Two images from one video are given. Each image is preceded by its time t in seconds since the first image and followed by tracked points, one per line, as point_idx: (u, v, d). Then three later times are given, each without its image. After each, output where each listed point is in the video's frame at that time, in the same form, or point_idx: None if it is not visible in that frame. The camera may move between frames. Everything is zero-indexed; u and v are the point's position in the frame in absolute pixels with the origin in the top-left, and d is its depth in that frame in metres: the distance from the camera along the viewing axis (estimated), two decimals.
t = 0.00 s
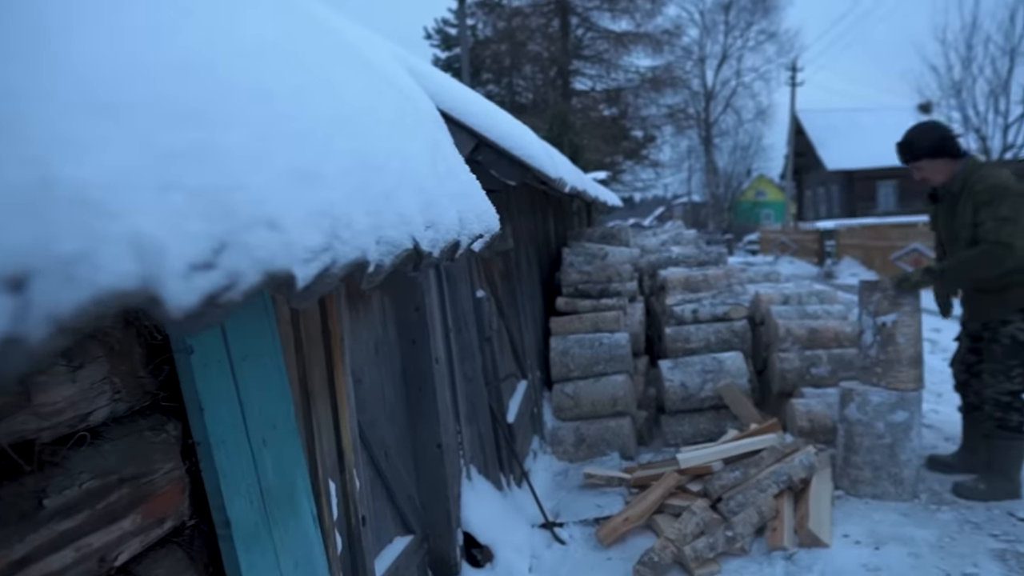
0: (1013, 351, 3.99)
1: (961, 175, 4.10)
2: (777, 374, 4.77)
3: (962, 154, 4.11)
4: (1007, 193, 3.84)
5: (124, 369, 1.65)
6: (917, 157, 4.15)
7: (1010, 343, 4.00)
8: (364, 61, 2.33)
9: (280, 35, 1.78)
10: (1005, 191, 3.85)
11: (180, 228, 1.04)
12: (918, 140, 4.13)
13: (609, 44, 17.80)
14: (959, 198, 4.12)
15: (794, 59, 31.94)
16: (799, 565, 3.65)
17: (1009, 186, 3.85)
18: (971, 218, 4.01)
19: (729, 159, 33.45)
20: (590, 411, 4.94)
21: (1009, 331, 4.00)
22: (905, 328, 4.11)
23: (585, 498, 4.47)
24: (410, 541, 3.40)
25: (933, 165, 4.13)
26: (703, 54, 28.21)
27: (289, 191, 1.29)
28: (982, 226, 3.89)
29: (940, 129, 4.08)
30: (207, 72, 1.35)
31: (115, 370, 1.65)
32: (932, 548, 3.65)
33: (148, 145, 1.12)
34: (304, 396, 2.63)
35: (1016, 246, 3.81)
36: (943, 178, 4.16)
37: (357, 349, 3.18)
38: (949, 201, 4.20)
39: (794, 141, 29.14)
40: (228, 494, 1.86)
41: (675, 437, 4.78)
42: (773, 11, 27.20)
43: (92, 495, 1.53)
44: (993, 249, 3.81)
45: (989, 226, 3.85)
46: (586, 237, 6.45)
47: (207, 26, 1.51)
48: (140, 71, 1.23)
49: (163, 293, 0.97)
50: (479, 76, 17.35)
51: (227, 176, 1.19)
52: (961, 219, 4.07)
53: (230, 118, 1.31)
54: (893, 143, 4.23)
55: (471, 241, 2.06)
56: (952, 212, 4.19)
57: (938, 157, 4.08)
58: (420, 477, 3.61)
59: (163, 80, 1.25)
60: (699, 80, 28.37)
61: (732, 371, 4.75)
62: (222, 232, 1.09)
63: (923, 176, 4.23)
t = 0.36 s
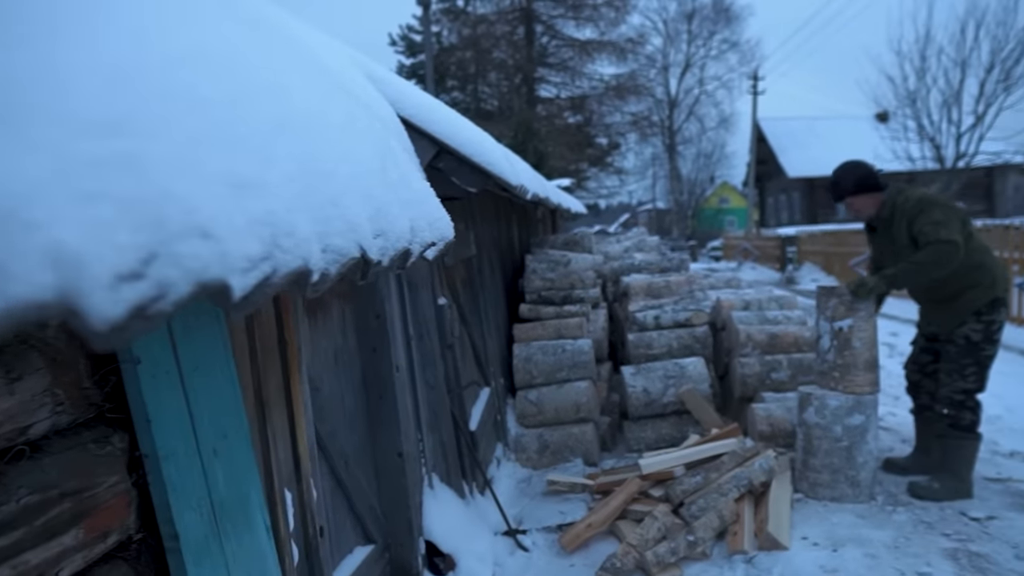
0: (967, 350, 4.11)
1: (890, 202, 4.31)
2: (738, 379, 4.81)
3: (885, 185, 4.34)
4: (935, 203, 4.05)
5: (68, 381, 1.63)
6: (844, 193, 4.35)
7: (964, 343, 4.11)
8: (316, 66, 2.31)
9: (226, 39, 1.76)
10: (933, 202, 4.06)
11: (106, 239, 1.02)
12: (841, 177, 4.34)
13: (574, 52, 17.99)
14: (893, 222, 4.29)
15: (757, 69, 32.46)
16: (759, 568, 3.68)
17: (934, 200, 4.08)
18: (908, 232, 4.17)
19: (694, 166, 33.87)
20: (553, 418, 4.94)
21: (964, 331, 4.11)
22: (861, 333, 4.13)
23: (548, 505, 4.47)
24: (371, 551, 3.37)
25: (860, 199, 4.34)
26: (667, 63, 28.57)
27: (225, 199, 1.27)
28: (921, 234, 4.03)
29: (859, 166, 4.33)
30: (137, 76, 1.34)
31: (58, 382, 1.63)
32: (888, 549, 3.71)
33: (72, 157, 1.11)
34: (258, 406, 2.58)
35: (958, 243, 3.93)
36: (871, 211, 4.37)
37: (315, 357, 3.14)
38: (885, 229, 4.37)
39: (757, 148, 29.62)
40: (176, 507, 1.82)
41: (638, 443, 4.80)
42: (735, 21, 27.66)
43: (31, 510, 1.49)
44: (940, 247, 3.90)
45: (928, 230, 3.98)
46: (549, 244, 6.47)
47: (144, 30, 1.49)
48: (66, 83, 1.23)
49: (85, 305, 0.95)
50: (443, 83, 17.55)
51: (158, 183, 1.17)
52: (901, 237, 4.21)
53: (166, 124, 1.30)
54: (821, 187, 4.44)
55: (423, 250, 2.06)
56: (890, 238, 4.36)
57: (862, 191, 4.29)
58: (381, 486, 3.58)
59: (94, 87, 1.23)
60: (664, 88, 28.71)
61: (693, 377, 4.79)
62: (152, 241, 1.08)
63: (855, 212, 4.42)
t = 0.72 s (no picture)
0: (937, 340, 4.15)
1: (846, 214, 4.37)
2: (711, 373, 4.84)
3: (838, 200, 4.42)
4: (888, 202, 4.18)
5: (22, 381, 1.63)
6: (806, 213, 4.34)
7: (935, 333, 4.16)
8: (276, 58, 2.28)
9: (179, 32, 1.74)
10: (885, 203, 4.19)
11: (40, 236, 1.01)
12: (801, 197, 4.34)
13: (549, 49, 17.90)
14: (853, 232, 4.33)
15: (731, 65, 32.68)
16: (730, 559, 3.71)
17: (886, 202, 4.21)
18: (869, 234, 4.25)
19: (669, 162, 34.04)
20: (527, 413, 4.95)
21: (934, 322, 4.15)
22: (830, 326, 4.17)
23: (522, 501, 4.48)
24: (343, 550, 3.35)
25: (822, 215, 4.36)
26: (642, 59, 28.67)
27: (172, 194, 1.26)
28: (880, 230, 4.12)
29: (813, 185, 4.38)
30: (87, 72, 1.33)
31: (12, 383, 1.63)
32: (856, 538, 3.76)
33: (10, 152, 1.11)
34: (224, 404, 2.55)
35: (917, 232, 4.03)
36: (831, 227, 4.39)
37: (285, 355, 3.12)
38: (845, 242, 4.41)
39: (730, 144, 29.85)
40: (137, 508, 1.79)
41: (612, 437, 4.83)
42: (708, 18, 27.81)
43: None
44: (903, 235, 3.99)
45: (887, 224, 4.08)
46: (522, 241, 6.48)
47: (91, 26, 1.47)
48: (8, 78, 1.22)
49: (16, 302, 0.94)
50: (418, 79, 17.87)
51: (101, 178, 1.16)
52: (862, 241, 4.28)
53: (112, 118, 1.28)
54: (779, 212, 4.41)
55: (384, 246, 2.06)
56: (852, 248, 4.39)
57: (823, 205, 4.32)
58: (353, 483, 3.57)
59: (33, 84, 1.23)
60: (638, 85, 28.82)
61: (666, 371, 4.81)
62: (90, 238, 1.07)
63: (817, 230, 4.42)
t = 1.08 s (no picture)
0: (892, 337, 4.23)
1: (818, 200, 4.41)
2: (680, 372, 4.87)
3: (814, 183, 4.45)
4: (857, 196, 4.20)
5: None
6: (783, 189, 4.36)
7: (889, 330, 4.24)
8: (234, 55, 2.25)
9: (128, 32, 1.72)
10: (855, 195, 4.21)
11: None
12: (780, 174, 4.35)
13: (521, 49, 17.82)
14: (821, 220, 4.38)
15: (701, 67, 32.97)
16: (699, 557, 3.74)
17: (856, 195, 4.24)
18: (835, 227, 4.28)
19: (641, 163, 34.27)
20: (498, 413, 4.95)
21: (888, 319, 4.22)
22: (796, 324, 4.22)
23: (492, 501, 4.48)
24: (309, 553, 3.31)
25: (797, 195, 4.38)
26: (613, 60, 28.80)
27: (111, 196, 1.26)
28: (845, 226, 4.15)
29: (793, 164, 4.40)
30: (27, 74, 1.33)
31: None
32: (822, 533, 3.80)
33: None
34: (186, 408, 2.51)
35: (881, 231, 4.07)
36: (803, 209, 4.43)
37: (250, 357, 3.08)
38: (813, 228, 4.45)
39: (701, 146, 30.11)
40: (89, 514, 1.75)
41: (583, 437, 4.83)
42: (679, 19, 28.00)
43: None
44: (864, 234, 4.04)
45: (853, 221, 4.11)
46: (493, 241, 6.48)
47: (33, 26, 1.47)
48: None
49: None
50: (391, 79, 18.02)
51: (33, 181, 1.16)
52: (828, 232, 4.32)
53: (51, 124, 1.28)
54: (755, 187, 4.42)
55: (343, 245, 2.04)
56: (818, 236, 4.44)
57: (800, 185, 4.34)
58: (321, 486, 3.54)
59: None
60: (610, 85, 28.93)
61: (635, 370, 4.84)
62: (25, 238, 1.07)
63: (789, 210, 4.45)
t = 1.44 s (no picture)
0: (847, 340, 4.30)
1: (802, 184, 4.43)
2: (649, 374, 4.89)
3: (803, 168, 4.46)
4: (836, 196, 4.19)
5: None
6: (770, 166, 4.37)
7: (843, 333, 4.31)
8: (196, 56, 2.24)
9: (78, 39, 1.73)
10: (835, 193, 4.22)
11: None
12: (770, 150, 4.35)
13: (493, 52, 17.96)
14: (799, 205, 4.40)
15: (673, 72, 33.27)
16: (666, 558, 3.76)
17: (835, 192, 4.24)
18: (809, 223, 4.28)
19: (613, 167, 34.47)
20: (468, 416, 4.95)
21: (843, 323, 4.29)
22: (763, 326, 4.26)
23: (461, 504, 4.48)
24: (275, 558, 3.27)
25: (783, 174, 4.39)
26: (586, 64, 28.93)
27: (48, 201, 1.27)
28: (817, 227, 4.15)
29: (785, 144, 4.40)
30: None
31: None
32: (788, 534, 3.84)
33: None
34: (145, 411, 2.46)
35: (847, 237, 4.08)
36: (786, 189, 4.45)
37: (213, 359, 3.05)
38: (790, 211, 4.49)
39: (672, 150, 30.37)
40: (40, 520, 1.74)
41: (552, 440, 4.84)
42: (651, 24, 28.22)
43: None
44: (831, 240, 4.04)
45: (822, 223, 4.12)
46: (464, 243, 6.48)
47: None
48: None
49: None
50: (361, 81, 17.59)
51: None
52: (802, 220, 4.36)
53: None
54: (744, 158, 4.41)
55: (302, 248, 2.03)
56: (793, 221, 4.47)
57: (788, 166, 4.36)
58: (288, 490, 3.50)
59: None
60: (582, 89, 29.05)
61: (604, 373, 4.86)
62: None
63: (772, 188, 4.46)
